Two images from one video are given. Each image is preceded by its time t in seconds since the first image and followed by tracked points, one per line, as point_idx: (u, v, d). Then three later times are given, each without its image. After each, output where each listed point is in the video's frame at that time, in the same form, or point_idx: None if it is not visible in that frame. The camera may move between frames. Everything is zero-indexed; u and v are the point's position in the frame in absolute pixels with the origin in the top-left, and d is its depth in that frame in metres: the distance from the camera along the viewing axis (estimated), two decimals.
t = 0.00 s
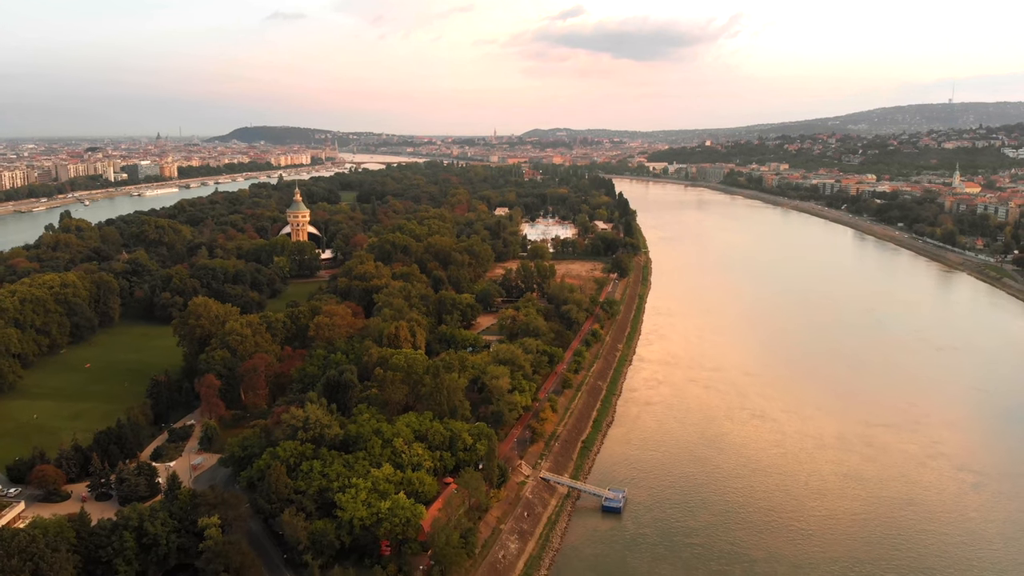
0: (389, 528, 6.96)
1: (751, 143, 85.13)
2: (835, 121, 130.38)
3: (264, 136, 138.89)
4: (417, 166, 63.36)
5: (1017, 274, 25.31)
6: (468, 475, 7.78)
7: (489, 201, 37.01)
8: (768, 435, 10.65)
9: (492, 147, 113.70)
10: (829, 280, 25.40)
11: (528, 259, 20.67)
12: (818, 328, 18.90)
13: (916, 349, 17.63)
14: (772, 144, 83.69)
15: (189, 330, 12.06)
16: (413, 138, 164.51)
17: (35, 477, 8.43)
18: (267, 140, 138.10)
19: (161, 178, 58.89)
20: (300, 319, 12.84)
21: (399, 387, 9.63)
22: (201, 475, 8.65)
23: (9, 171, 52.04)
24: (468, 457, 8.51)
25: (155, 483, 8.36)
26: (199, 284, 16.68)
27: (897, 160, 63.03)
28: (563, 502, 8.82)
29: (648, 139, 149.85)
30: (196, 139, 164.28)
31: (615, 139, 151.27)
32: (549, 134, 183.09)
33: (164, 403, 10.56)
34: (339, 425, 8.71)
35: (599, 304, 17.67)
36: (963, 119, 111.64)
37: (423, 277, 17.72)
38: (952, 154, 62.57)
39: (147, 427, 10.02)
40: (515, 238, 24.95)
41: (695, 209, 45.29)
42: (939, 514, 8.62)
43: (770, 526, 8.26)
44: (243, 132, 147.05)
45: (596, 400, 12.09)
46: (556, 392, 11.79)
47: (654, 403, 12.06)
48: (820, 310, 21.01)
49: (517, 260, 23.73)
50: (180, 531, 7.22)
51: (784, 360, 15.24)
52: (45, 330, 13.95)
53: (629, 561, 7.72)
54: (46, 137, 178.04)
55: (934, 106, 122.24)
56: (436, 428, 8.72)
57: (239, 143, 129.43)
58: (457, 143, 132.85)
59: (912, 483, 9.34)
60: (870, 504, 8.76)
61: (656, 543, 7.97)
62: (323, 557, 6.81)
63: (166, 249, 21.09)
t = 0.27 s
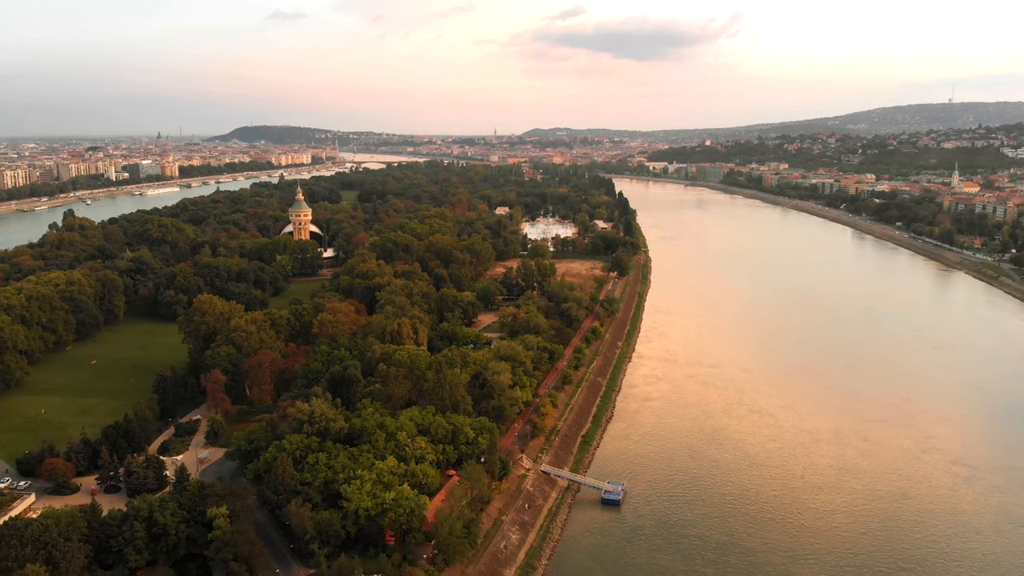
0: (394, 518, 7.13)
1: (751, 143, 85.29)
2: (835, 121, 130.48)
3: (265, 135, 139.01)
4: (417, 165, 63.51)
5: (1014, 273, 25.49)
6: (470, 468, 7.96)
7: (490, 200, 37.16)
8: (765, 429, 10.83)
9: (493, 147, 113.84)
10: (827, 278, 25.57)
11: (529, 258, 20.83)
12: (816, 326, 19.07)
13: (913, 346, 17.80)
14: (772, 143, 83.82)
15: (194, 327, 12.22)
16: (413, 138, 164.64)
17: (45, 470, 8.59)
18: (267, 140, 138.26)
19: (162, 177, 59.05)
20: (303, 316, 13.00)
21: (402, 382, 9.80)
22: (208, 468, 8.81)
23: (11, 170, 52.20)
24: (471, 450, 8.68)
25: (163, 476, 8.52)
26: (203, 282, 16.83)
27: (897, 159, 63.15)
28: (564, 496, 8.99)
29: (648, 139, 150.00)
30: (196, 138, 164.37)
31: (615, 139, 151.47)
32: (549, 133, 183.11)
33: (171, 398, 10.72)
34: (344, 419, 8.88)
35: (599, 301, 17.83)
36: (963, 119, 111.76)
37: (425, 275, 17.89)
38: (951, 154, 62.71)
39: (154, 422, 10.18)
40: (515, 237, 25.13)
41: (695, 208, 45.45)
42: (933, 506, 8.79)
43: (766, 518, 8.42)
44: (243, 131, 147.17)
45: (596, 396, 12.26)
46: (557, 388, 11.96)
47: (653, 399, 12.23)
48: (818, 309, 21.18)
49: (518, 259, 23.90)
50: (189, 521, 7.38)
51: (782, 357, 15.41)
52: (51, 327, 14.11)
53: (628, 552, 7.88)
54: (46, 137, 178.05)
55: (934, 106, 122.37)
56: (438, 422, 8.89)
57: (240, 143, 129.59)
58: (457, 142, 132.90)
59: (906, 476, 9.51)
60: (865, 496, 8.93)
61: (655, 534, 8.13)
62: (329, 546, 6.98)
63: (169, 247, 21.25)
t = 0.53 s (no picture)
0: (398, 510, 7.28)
1: (750, 142, 85.41)
2: (835, 120, 130.61)
3: (265, 135, 139.18)
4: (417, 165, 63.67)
5: (1011, 272, 25.66)
6: (472, 461, 8.11)
7: (490, 199, 37.31)
8: (762, 425, 10.98)
9: (493, 147, 113.97)
10: (826, 277, 25.72)
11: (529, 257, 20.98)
12: (814, 324, 19.23)
13: (910, 344, 17.96)
14: (772, 143, 83.98)
15: (198, 324, 12.36)
16: (413, 137, 164.83)
17: (54, 464, 8.73)
18: (268, 139, 138.43)
19: (163, 177, 59.26)
20: (306, 314, 13.15)
21: (405, 379, 9.95)
22: (214, 463, 8.95)
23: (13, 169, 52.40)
24: (472, 445, 8.82)
25: (170, 470, 8.66)
26: (206, 280, 16.97)
27: (896, 159, 63.27)
28: (564, 490, 9.14)
29: (648, 139, 150.17)
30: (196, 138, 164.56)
31: (615, 139, 151.71)
32: (549, 133, 183.27)
33: (176, 394, 10.86)
34: (348, 414, 9.03)
35: (599, 300, 17.98)
36: (962, 119, 111.91)
37: (426, 274, 18.04)
38: (950, 153, 62.85)
39: (160, 417, 10.32)
40: (515, 236, 25.29)
41: (694, 208, 45.59)
42: (926, 499, 8.94)
43: (763, 510, 8.57)
44: (243, 131, 147.32)
45: (596, 392, 12.41)
46: (556, 385, 12.11)
47: (652, 396, 12.37)
48: (817, 307, 21.33)
49: (518, 258, 24.05)
50: (197, 514, 7.52)
51: (780, 355, 15.57)
52: (56, 324, 14.25)
53: (627, 544, 8.03)
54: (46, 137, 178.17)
55: (933, 106, 122.50)
56: (441, 417, 9.04)
57: (240, 142, 129.75)
58: (457, 142, 132.95)
59: (901, 470, 9.66)
60: (860, 490, 9.08)
61: (653, 526, 8.28)
62: (334, 537, 7.13)
63: (172, 246, 21.40)
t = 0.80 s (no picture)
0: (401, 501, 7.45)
1: (750, 142, 85.49)
2: (835, 121, 130.70)
3: (265, 135, 139.32)
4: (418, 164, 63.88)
5: (1009, 271, 25.82)
6: (474, 454, 8.28)
7: (490, 199, 37.47)
8: (759, 420, 11.15)
9: (492, 147, 114.07)
10: (824, 276, 25.90)
11: (529, 256, 21.14)
12: (811, 322, 19.40)
13: (907, 342, 18.13)
14: (772, 143, 84.10)
15: (203, 321, 12.52)
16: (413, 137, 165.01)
17: (63, 457, 8.89)
18: (268, 139, 138.63)
19: (164, 176, 59.48)
20: (310, 311, 13.31)
21: (407, 374, 10.12)
22: (220, 456, 9.11)
23: (15, 169, 52.65)
24: (474, 438, 8.99)
25: (178, 463, 8.82)
26: (209, 278, 17.13)
27: (895, 159, 63.41)
28: (564, 483, 9.31)
29: (648, 139, 150.28)
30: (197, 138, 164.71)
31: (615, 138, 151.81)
32: (549, 133, 183.50)
33: (182, 389, 11.02)
34: (352, 408, 9.20)
35: (599, 298, 18.14)
36: (962, 119, 112.03)
37: (428, 272, 18.20)
38: (950, 153, 63.02)
39: (166, 412, 10.47)
40: (516, 235, 25.46)
41: (694, 207, 45.77)
42: (919, 491, 9.12)
43: (759, 503, 8.73)
44: (244, 131, 147.49)
45: (595, 388, 12.58)
46: (557, 381, 12.27)
47: (651, 392, 12.55)
48: (815, 305, 21.50)
49: (518, 257, 24.22)
50: (205, 505, 7.69)
51: (778, 352, 15.73)
52: (62, 322, 14.40)
53: (625, 534, 8.20)
54: (46, 137, 178.38)
55: (933, 105, 122.61)
56: (443, 411, 9.21)
57: (241, 142, 129.89)
58: (457, 142, 133.02)
59: (895, 464, 9.83)
60: (853, 483, 9.25)
61: (652, 517, 8.44)
62: (340, 527, 7.29)
63: (175, 245, 21.55)
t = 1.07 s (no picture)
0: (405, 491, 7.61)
1: (750, 141, 85.60)
2: (835, 121, 130.83)
3: (266, 135, 139.47)
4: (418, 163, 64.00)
5: (1006, 270, 25.99)
6: (477, 447, 8.45)
7: (491, 198, 37.63)
8: (757, 415, 11.31)
9: (492, 147, 114.17)
10: (823, 275, 26.07)
11: (530, 254, 21.30)
12: (810, 320, 19.57)
13: (904, 340, 18.30)
14: (772, 142, 84.26)
15: (208, 318, 12.70)
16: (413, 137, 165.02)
17: (72, 451, 9.05)
18: (268, 138, 138.72)
19: (165, 176, 59.61)
20: (313, 308, 13.48)
21: (410, 369, 10.29)
22: (227, 450, 9.27)
23: (16, 168, 52.78)
24: (476, 432, 9.16)
25: (185, 456, 8.98)
26: (213, 276, 17.29)
27: (894, 159, 63.56)
28: (564, 476, 9.48)
29: (649, 139, 150.42)
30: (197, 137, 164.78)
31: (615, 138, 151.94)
32: (549, 132, 183.51)
33: (188, 385, 11.18)
34: (356, 402, 9.36)
35: (598, 296, 18.30)
36: (962, 118, 112.16)
37: (429, 270, 18.36)
38: (949, 153, 63.18)
39: (172, 407, 10.63)
40: (516, 234, 25.63)
41: (694, 207, 45.93)
42: (914, 484, 9.28)
43: (755, 495, 8.90)
44: (244, 131, 147.58)
45: (595, 384, 12.74)
46: (557, 377, 12.43)
47: (650, 388, 12.71)
48: (813, 304, 21.67)
49: (519, 256, 24.39)
50: (213, 496, 7.84)
51: (775, 350, 15.91)
52: (68, 319, 14.56)
53: (625, 525, 8.37)
54: (47, 137, 178.64)
55: (933, 105, 122.75)
56: (446, 406, 9.37)
57: (241, 141, 129.99)
58: (458, 142, 133.15)
59: (889, 457, 10.01)
60: (848, 475, 9.42)
61: (651, 509, 8.61)
62: (345, 518, 7.45)
63: (178, 244, 21.70)
